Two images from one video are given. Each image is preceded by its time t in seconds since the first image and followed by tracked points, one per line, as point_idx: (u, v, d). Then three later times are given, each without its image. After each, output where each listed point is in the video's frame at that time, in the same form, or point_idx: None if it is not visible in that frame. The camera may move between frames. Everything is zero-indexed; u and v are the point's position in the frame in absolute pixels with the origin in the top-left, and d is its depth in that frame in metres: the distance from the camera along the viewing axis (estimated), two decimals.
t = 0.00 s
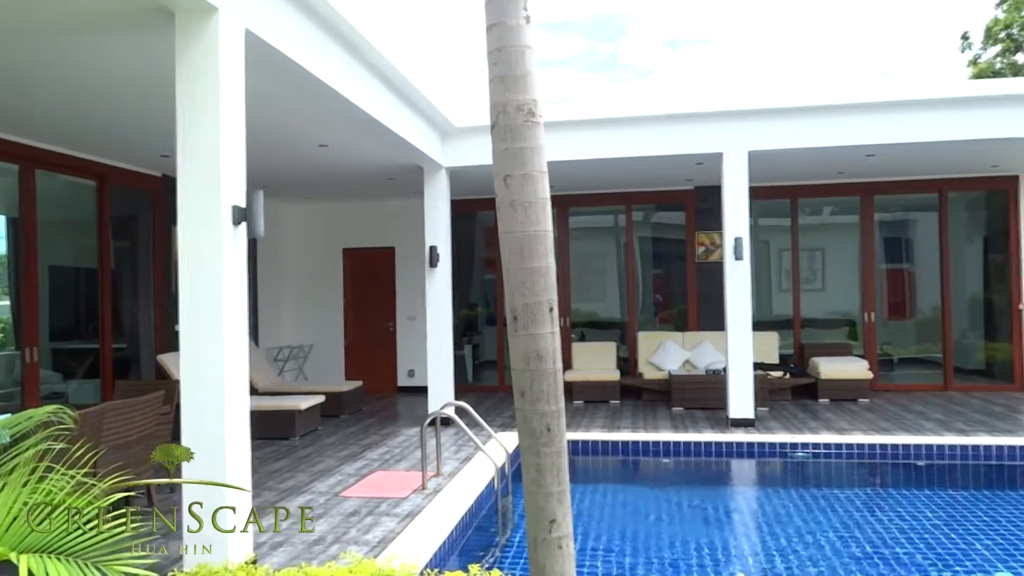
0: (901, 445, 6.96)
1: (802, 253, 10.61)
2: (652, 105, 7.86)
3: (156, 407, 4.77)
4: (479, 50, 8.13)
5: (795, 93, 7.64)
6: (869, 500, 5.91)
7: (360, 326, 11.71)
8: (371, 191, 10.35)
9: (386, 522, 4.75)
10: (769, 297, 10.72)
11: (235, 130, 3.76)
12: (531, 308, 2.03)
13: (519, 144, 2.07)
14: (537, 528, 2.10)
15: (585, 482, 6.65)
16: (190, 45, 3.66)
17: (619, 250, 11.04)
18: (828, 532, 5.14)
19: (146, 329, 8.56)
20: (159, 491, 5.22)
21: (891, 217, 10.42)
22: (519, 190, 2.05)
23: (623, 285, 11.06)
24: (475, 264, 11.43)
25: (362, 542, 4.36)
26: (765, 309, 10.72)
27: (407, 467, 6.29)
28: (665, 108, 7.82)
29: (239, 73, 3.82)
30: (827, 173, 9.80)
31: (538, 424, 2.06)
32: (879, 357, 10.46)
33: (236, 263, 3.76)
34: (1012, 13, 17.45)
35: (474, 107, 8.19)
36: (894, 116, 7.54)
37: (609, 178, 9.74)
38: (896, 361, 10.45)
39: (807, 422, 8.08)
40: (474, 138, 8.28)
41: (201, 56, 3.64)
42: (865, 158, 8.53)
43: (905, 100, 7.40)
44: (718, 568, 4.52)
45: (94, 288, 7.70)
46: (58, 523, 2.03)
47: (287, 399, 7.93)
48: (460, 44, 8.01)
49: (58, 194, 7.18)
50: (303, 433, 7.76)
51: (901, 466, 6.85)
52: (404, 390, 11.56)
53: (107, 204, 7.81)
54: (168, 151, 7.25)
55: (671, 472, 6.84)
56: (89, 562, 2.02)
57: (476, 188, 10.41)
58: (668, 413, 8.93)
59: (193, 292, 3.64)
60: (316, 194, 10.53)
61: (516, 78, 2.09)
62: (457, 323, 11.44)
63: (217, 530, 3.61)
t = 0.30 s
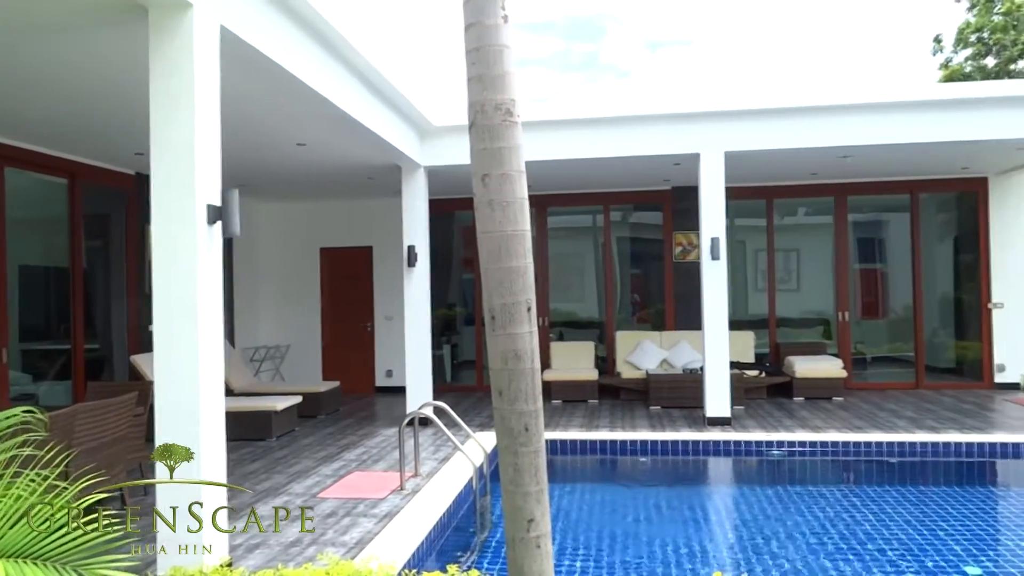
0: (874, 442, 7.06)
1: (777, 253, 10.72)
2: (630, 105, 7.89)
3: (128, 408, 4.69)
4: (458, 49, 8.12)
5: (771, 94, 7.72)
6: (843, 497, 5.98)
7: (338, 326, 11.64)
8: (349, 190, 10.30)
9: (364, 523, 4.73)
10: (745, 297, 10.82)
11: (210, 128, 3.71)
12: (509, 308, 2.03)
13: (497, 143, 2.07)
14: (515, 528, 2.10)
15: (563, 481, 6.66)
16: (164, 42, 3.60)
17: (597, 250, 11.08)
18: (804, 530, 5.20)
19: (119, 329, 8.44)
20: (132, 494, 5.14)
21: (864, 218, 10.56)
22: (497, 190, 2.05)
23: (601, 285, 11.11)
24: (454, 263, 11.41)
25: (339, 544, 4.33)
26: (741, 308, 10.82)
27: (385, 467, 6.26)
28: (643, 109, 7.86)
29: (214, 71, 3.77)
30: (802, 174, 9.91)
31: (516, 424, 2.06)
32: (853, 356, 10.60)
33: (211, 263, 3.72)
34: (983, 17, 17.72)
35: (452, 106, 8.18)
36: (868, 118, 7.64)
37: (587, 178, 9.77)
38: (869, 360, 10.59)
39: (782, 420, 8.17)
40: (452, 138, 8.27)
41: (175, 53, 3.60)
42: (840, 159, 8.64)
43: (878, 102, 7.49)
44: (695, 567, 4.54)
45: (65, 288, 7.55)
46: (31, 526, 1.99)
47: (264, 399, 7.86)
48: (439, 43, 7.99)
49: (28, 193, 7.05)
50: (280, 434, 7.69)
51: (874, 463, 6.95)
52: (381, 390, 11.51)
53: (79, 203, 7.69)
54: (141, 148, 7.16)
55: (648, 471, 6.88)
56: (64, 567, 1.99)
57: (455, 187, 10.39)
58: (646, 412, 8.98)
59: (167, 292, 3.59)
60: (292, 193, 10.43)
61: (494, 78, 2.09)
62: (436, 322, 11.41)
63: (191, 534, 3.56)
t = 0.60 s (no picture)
0: (850, 440, 7.14)
1: (755, 253, 10.82)
2: (609, 106, 7.92)
3: (102, 409, 4.62)
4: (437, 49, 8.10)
5: (749, 96, 7.79)
6: (818, 494, 6.05)
7: (316, 326, 11.56)
8: (327, 189, 10.24)
9: (343, 524, 4.70)
10: (723, 296, 10.91)
11: (186, 126, 3.67)
12: (488, 308, 2.02)
13: (476, 143, 2.06)
14: (494, 527, 2.10)
15: (542, 481, 6.67)
16: (139, 38, 3.56)
17: (577, 250, 11.11)
18: (781, 527, 5.25)
19: (93, 328, 8.32)
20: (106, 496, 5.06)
21: (840, 218, 10.69)
22: (477, 189, 2.05)
23: (580, 285, 11.14)
24: (433, 263, 11.39)
25: (317, 545, 4.31)
26: (719, 307, 10.91)
27: (364, 468, 6.22)
28: (623, 109, 7.89)
29: (190, 68, 3.73)
30: (779, 175, 10.00)
31: (496, 423, 2.06)
32: (829, 355, 10.72)
33: (187, 262, 3.68)
34: (956, 21, 17.98)
35: (432, 105, 8.16)
36: (844, 120, 7.74)
37: (566, 178, 9.79)
38: (845, 359, 10.72)
39: (759, 419, 8.24)
40: (432, 137, 8.25)
41: (150, 49, 3.55)
42: (816, 160, 8.73)
43: (854, 104, 7.59)
44: (674, 565, 4.57)
45: (37, 287, 7.42)
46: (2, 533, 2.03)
47: (241, 399, 7.79)
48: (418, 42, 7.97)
49: None
50: (257, 434, 7.63)
51: (849, 461, 7.03)
52: (360, 390, 11.46)
53: (52, 200, 7.57)
54: (116, 146, 7.06)
55: (627, 469, 6.91)
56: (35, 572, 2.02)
57: (434, 186, 10.36)
58: (625, 411, 9.02)
59: (141, 292, 3.54)
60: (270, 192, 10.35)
61: (473, 77, 2.08)
62: (415, 322, 11.38)
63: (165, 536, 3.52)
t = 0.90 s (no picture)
0: (827, 438, 7.22)
1: (734, 253, 10.90)
2: (590, 106, 7.94)
3: (77, 412, 4.55)
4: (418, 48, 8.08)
5: (728, 97, 7.84)
6: (797, 492, 6.11)
7: (296, 327, 11.48)
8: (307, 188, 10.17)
9: (323, 525, 4.67)
10: (703, 296, 10.98)
11: (163, 124, 3.63)
12: (469, 307, 2.02)
13: (457, 142, 2.06)
14: (475, 527, 2.10)
15: (523, 480, 6.67)
16: (114, 35, 3.51)
17: (558, 249, 11.13)
18: (760, 525, 5.29)
19: (69, 329, 8.20)
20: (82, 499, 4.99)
21: (818, 219, 10.80)
22: (458, 189, 2.05)
23: (562, 284, 11.16)
24: (414, 262, 11.36)
25: (297, 546, 4.28)
26: (699, 307, 10.98)
27: (344, 469, 6.19)
28: (603, 110, 7.92)
29: (167, 66, 3.69)
30: (758, 176, 10.09)
31: (477, 423, 2.06)
32: (807, 354, 10.84)
33: (164, 261, 3.63)
34: (931, 24, 18.20)
35: (413, 105, 8.14)
36: (822, 121, 7.82)
37: (547, 178, 9.80)
38: (823, 358, 10.84)
39: (739, 417, 8.31)
40: (412, 136, 8.22)
41: (126, 47, 3.50)
42: (795, 160, 8.82)
43: (832, 106, 7.67)
44: (654, 564, 4.58)
45: (10, 287, 7.30)
46: None
47: (220, 400, 7.71)
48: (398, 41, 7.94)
49: None
50: (236, 435, 7.57)
51: (827, 459, 7.11)
52: (341, 390, 11.40)
53: (26, 199, 7.45)
54: (91, 144, 6.96)
55: (608, 468, 6.93)
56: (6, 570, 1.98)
57: (415, 186, 10.32)
58: (606, 411, 9.05)
59: (117, 292, 3.49)
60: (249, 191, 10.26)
61: (454, 76, 2.08)
62: (396, 322, 11.34)
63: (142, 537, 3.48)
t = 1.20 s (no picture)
0: (806, 437, 7.29)
1: (714, 253, 10.97)
2: (571, 106, 7.96)
3: (51, 413, 4.48)
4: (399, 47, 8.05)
5: (708, 98, 7.90)
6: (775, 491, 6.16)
7: (276, 327, 11.40)
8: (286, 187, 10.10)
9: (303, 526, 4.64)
10: (683, 296, 11.05)
11: (140, 122, 3.59)
12: (450, 307, 2.02)
13: (438, 142, 2.05)
14: (455, 527, 2.09)
15: (504, 480, 6.67)
16: (90, 32, 3.46)
17: (539, 249, 11.14)
18: (739, 523, 5.33)
19: (43, 329, 8.07)
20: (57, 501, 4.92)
21: (796, 219, 10.90)
22: (438, 188, 2.04)
23: (543, 284, 11.17)
24: (395, 262, 11.32)
25: (276, 548, 4.25)
26: (680, 307, 11.05)
27: (324, 469, 6.16)
28: (584, 110, 7.94)
29: (144, 63, 3.65)
30: (737, 176, 10.17)
31: (457, 423, 2.05)
32: (785, 353, 10.94)
33: (141, 261, 3.59)
34: (907, 29, 18.46)
35: (394, 104, 8.11)
36: (800, 123, 7.89)
37: (528, 178, 9.80)
38: (801, 357, 10.95)
39: (718, 416, 8.37)
40: (393, 136, 8.19)
41: (102, 43, 3.46)
42: (773, 162, 8.90)
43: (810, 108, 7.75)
44: (635, 563, 4.60)
45: None
46: None
47: (198, 401, 7.63)
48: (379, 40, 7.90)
49: None
50: (215, 436, 7.49)
51: (805, 457, 7.18)
52: (321, 390, 11.33)
53: None
54: (66, 142, 6.85)
55: (589, 468, 6.96)
56: None
57: (396, 185, 10.28)
58: (587, 410, 9.07)
59: (93, 292, 3.45)
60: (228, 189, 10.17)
61: (434, 75, 2.07)
62: (377, 322, 11.30)
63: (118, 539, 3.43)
